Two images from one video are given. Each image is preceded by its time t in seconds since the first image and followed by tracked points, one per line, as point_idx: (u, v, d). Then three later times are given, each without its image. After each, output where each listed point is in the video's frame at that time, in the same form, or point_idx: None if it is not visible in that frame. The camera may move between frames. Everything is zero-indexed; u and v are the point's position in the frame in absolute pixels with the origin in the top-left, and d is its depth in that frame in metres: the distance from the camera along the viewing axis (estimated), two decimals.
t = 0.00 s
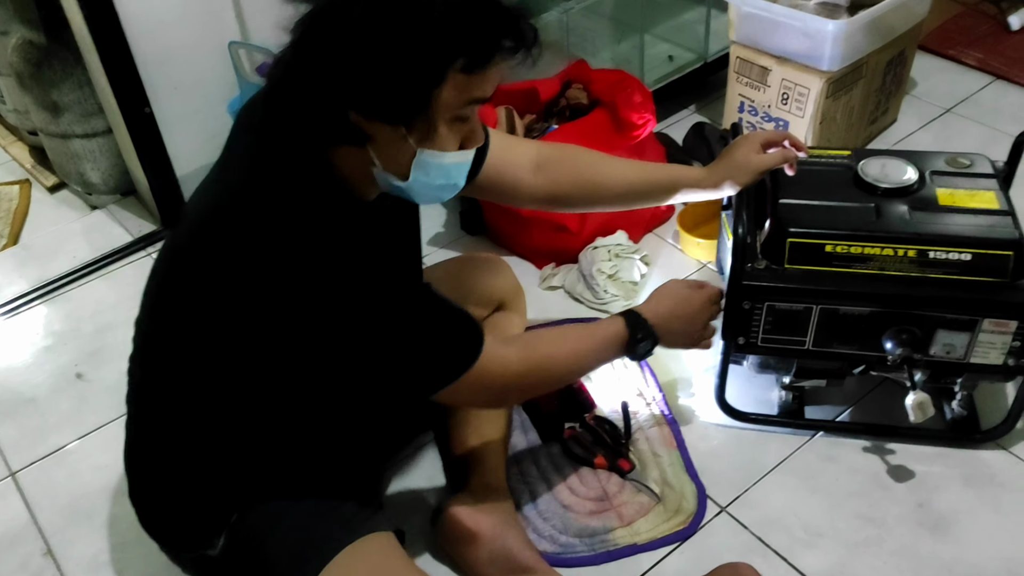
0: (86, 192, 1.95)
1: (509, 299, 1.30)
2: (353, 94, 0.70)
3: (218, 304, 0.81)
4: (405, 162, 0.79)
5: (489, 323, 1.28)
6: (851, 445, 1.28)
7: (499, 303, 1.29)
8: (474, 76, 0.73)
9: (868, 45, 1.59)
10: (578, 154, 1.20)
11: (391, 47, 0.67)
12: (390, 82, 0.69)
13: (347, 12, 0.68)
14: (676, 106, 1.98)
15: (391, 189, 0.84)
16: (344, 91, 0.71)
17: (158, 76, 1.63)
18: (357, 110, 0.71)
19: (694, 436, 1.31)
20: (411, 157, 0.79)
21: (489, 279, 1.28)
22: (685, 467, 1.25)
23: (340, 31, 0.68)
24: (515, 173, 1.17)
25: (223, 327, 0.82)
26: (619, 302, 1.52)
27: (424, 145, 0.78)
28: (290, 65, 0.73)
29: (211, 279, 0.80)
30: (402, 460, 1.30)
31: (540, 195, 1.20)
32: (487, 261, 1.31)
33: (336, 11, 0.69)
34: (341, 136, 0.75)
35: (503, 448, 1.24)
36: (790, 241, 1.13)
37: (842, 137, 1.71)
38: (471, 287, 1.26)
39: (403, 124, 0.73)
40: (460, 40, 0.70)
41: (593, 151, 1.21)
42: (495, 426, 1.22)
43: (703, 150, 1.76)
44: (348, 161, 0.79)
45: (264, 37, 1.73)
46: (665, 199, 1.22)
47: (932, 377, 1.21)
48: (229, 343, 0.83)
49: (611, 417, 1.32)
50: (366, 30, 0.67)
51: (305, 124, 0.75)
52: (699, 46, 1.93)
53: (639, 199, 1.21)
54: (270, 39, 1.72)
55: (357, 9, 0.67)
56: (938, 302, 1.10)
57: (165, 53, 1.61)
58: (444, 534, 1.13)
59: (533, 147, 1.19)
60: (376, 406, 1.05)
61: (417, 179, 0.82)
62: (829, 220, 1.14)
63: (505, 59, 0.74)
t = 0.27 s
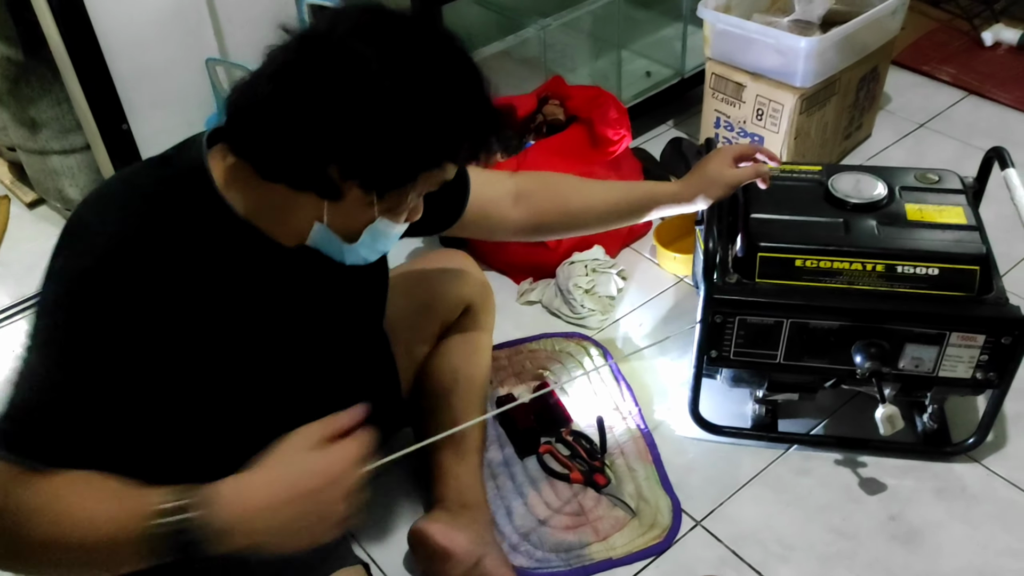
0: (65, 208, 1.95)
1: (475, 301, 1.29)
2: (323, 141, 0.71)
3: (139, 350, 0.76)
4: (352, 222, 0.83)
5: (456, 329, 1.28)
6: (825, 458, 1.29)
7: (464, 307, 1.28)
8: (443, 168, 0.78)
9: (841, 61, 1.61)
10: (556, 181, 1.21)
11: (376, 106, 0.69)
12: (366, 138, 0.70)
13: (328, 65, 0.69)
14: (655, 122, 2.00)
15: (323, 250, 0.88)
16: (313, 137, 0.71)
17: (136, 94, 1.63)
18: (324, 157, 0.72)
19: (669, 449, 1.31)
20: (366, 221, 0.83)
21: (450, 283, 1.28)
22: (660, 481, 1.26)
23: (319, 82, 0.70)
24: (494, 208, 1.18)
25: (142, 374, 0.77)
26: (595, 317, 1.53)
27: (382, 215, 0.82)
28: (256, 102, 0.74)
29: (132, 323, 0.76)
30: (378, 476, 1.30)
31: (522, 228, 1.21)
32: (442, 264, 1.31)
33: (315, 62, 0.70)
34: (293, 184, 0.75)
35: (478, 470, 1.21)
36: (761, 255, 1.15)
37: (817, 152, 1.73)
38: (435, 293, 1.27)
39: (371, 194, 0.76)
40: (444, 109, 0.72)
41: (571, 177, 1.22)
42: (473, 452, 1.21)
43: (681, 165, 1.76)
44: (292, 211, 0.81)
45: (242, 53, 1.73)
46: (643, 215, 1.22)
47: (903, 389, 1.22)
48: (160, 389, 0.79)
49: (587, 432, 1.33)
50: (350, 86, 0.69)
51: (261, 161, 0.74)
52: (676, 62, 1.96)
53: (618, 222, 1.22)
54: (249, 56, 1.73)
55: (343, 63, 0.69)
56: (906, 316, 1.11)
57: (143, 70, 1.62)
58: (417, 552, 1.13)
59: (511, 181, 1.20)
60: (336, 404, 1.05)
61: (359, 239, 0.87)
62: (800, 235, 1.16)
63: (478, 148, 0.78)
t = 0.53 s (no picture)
0: (46, 224, 1.94)
1: (446, 313, 1.30)
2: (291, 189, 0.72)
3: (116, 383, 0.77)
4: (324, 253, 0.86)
5: (428, 343, 1.29)
6: (805, 468, 1.29)
7: (436, 320, 1.29)
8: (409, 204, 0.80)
9: (817, 73, 1.62)
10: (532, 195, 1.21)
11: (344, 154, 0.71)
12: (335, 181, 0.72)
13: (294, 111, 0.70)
14: (636, 134, 2.02)
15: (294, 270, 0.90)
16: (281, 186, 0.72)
17: (116, 109, 1.63)
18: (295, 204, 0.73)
19: (650, 461, 1.32)
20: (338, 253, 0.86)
21: (423, 301, 1.28)
22: (641, 493, 1.26)
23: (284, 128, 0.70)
24: (468, 224, 1.20)
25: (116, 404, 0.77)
26: (577, 329, 1.53)
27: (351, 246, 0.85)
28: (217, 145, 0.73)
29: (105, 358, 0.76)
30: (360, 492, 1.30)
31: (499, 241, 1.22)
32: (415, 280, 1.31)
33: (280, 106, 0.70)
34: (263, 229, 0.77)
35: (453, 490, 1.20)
36: (738, 268, 1.16)
37: (796, 164, 1.75)
38: (409, 309, 1.27)
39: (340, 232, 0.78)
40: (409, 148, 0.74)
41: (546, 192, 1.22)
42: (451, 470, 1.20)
43: (662, 177, 1.78)
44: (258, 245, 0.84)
45: (223, 69, 1.74)
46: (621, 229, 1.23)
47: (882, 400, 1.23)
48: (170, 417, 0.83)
49: (568, 445, 1.33)
50: (318, 134, 0.70)
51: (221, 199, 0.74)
52: (655, 75, 1.98)
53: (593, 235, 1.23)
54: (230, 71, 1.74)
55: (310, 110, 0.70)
56: (882, 328, 1.12)
57: (123, 85, 1.62)
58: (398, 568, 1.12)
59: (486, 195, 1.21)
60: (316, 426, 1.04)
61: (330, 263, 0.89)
62: (777, 248, 1.16)
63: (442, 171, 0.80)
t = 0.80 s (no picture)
0: (34, 229, 1.93)
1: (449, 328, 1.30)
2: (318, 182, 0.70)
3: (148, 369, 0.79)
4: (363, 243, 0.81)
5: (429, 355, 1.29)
6: (793, 467, 1.30)
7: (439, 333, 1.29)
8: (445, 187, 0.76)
9: (802, 74, 1.64)
10: (515, 188, 1.21)
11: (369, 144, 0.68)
12: (361, 172, 0.69)
13: (321, 100, 0.67)
14: (623, 136, 2.03)
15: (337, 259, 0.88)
16: (310, 179, 0.70)
17: (102, 114, 1.63)
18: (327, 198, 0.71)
19: (640, 460, 1.32)
20: (373, 239, 0.80)
21: (433, 307, 1.28)
22: (631, 493, 1.26)
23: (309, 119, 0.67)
24: (452, 211, 1.18)
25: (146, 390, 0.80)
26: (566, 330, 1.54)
27: (389, 230, 0.80)
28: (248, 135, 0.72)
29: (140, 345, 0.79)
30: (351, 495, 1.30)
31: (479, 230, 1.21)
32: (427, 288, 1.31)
33: (308, 95, 0.68)
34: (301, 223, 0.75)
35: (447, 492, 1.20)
36: (725, 267, 1.16)
37: (782, 164, 1.76)
38: (410, 317, 1.26)
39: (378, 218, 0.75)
40: (436, 136, 0.70)
41: (531, 186, 1.22)
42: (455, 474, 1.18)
43: (650, 179, 1.79)
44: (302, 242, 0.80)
45: (210, 73, 1.74)
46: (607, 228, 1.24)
47: (869, 397, 1.24)
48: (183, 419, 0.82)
49: (558, 445, 1.34)
50: (342, 124, 0.67)
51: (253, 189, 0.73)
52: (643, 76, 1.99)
53: (574, 230, 1.24)
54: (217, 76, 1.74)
55: (336, 100, 0.67)
56: (868, 325, 1.13)
57: (109, 91, 1.62)
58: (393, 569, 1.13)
59: (470, 185, 1.20)
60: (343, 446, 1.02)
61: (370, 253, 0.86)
62: (763, 247, 1.17)
63: (474, 155, 0.76)
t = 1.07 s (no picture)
0: (25, 232, 1.92)
1: (447, 330, 1.30)
2: (348, 189, 0.72)
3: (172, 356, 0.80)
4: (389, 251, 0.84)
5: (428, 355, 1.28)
6: (789, 463, 1.30)
7: (438, 334, 1.29)
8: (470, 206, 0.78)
9: (794, 70, 1.63)
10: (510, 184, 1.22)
11: (404, 151, 0.71)
12: (393, 179, 0.71)
13: (358, 104, 0.70)
14: (616, 135, 2.03)
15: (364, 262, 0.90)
16: (342, 182, 0.72)
17: (93, 116, 1.62)
18: (358, 203, 0.73)
19: (635, 459, 1.32)
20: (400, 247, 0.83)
21: (434, 309, 1.29)
22: (627, 491, 1.26)
23: (346, 122, 0.70)
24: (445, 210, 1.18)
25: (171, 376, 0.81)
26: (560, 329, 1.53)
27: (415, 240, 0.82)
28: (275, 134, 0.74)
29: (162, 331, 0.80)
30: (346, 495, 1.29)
31: (471, 225, 1.23)
32: (427, 290, 1.31)
33: (347, 99, 0.71)
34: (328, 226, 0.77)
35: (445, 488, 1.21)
36: (718, 264, 1.16)
37: (775, 161, 1.76)
38: (411, 318, 1.26)
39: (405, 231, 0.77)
40: (467, 150, 0.73)
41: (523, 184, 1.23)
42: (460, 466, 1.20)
43: (643, 177, 1.78)
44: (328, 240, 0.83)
45: (201, 74, 1.73)
46: (598, 225, 1.24)
47: (864, 393, 1.23)
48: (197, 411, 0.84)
49: (553, 444, 1.33)
50: (379, 129, 0.70)
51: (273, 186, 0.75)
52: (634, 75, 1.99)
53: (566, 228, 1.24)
54: (208, 77, 1.74)
55: (373, 105, 0.70)
56: (863, 321, 1.12)
57: (99, 93, 1.61)
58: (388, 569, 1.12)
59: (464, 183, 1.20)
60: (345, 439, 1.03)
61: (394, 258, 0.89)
62: (756, 243, 1.17)
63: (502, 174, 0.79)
